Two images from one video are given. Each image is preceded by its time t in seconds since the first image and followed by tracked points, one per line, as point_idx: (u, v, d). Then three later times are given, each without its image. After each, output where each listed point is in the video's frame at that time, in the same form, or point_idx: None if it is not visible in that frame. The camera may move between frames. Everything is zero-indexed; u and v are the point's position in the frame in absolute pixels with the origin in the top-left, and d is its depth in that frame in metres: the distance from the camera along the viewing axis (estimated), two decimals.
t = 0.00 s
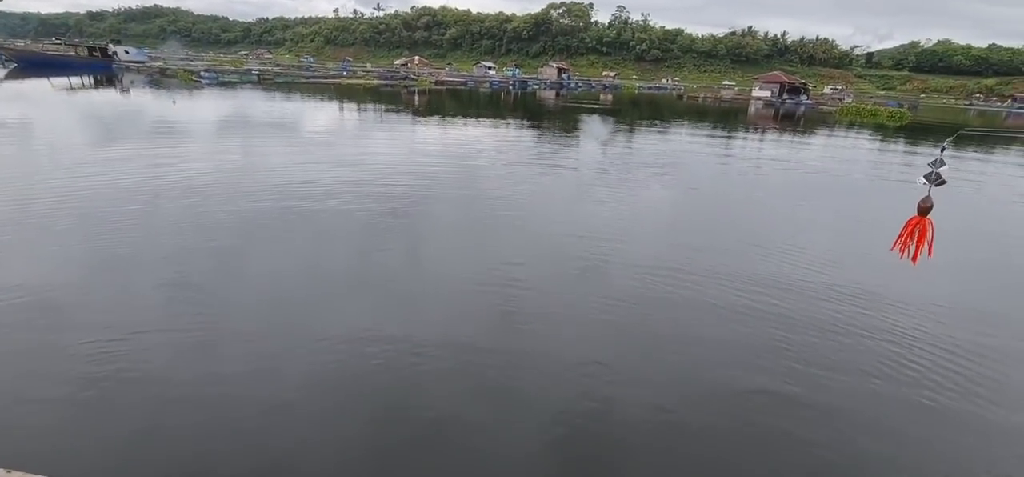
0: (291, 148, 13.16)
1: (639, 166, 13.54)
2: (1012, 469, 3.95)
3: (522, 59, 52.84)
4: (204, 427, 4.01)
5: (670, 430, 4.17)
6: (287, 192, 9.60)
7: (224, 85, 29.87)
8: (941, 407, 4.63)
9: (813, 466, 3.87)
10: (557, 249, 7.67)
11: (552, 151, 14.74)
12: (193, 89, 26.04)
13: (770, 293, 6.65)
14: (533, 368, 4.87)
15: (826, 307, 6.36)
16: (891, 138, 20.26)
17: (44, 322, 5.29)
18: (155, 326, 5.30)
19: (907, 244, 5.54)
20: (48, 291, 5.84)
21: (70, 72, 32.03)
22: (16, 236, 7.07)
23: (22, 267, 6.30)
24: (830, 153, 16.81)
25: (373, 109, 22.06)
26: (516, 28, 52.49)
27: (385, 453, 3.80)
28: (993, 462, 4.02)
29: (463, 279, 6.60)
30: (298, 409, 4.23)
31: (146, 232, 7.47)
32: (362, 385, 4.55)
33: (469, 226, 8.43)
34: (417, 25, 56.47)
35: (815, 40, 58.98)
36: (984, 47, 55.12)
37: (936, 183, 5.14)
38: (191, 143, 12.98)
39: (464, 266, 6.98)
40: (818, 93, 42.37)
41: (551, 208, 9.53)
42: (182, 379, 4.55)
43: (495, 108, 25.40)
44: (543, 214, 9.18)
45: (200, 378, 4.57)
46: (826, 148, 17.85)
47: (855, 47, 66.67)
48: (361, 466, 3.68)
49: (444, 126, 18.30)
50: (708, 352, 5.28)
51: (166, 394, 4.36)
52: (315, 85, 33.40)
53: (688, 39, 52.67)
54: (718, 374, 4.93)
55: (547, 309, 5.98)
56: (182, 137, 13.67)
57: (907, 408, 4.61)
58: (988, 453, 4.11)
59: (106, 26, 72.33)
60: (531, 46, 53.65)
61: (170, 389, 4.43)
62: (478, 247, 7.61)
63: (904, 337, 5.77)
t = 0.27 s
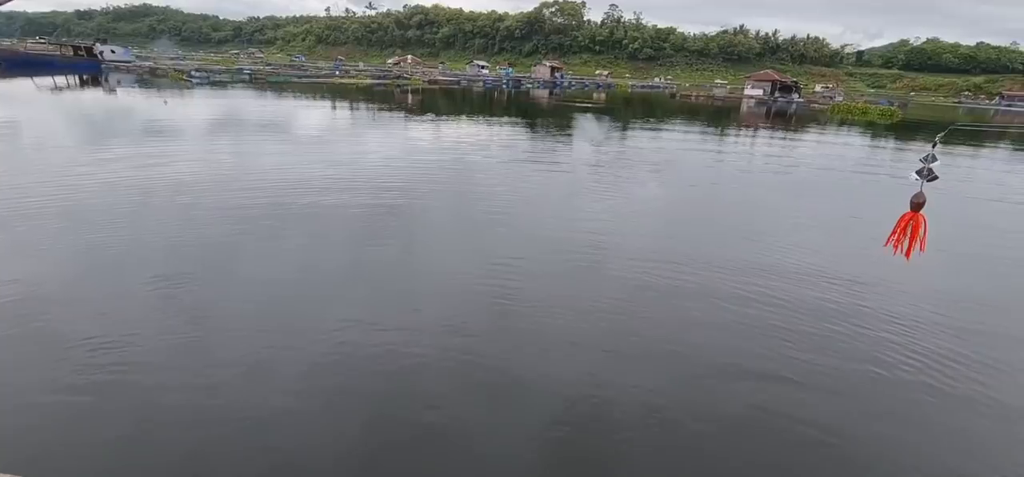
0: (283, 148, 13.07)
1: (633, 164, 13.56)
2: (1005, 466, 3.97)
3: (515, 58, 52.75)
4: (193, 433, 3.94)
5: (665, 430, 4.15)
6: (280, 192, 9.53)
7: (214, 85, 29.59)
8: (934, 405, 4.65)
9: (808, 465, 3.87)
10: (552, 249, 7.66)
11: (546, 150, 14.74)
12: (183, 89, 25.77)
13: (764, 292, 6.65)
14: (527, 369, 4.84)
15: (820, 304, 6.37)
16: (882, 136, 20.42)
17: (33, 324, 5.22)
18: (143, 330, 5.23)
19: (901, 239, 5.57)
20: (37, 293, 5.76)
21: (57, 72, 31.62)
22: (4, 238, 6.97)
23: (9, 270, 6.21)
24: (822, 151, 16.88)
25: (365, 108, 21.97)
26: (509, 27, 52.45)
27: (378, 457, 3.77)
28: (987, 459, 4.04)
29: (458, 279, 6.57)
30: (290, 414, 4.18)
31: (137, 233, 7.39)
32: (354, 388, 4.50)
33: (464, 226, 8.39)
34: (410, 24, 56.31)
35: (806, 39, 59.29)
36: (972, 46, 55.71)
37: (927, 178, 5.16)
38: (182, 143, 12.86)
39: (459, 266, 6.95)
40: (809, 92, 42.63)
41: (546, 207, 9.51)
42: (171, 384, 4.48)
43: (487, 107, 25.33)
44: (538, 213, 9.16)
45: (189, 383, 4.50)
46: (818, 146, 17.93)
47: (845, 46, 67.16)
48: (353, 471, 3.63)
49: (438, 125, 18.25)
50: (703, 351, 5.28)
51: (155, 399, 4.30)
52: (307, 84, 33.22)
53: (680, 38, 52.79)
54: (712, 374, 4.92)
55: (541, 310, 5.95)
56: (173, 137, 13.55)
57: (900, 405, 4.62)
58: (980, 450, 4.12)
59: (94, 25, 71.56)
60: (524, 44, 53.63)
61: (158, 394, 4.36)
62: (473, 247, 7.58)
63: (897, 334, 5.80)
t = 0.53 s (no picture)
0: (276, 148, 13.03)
1: (627, 163, 13.61)
2: (998, 458, 4.02)
3: (508, 57, 52.77)
4: (191, 435, 3.93)
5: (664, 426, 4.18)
6: (274, 192, 9.50)
7: (205, 85, 29.41)
8: (928, 398, 4.70)
9: (804, 459, 3.90)
10: (547, 247, 7.68)
11: (539, 149, 14.76)
12: (174, 90, 25.59)
13: (759, 289, 6.70)
14: (525, 368, 4.85)
15: (815, 300, 6.42)
16: (873, 134, 20.61)
17: (26, 326, 5.20)
18: (138, 332, 5.20)
19: (899, 228, 5.60)
20: (30, 295, 5.74)
21: (46, 72, 31.32)
22: None
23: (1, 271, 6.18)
24: (814, 149, 17.02)
25: (358, 108, 21.93)
26: (502, 26, 52.47)
27: (378, 457, 3.77)
28: (980, 450, 4.09)
29: (453, 278, 6.58)
30: (288, 414, 4.17)
31: (130, 234, 7.36)
32: (353, 388, 4.49)
33: (459, 225, 8.40)
34: (402, 24, 56.20)
35: (797, 37, 59.69)
36: (960, 44, 56.28)
37: (922, 166, 5.22)
38: (174, 143, 12.79)
39: (454, 265, 6.96)
40: (800, 90, 42.92)
41: (541, 206, 9.54)
42: (167, 386, 4.46)
43: (481, 107, 25.33)
44: (533, 212, 9.18)
45: (186, 384, 4.48)
46: (810, 144, 18.07)
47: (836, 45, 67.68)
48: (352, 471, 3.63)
49: (431, 124, 18.24)
50: (697, 347, 5.33)
51: (151, 401, 4.28)
52: (299, 84, 33.09)
53: (672, 37, 52.99)
54: (709, 370, 4.95)
55: (538, 308, 5.96)
56: (165, 137, 13.47)
57: (894, 399, 4.67)
58: (974, 442, 4.17)
59: (83, 25, 70.91)
60: (517, 44, 53.66)
61: (154, 396, 4.34)
62: (467, 246, 7.59)
63: (888, 328, 5.87)
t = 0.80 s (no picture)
0: (265, 149, 12.93)
1: (619, 162, 13.65)
2: (984, 450, 4.07)
3: (499, 57, 52.82)
4: (181, 439, 3.89)
5: (655, 424, 4.20)
6: (264, 193, 9.42)
7: (193, 87, 29.16)
8: (915, 392, 4.76)
9: (795, 453, 3.94)
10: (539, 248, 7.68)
11: (531, 149, 14.77)
12: (162, 91, 25.37)
13: (749, 286, 6.75)
14: (517, 367, 4.85)
15: (805, 298, 6.46)
16: (861, 132, 20.82)
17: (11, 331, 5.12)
18: (127, 335, 5.14)
19: (878, 219, 5.68)
20: (15, 299, 5.65)
21: (31, 74, 30.95)
22: None
23: None
24: (803, 147, 17.17)
25: (349, 109, 21.83)
26: (492, 26, 52.53)
27: (370, 458, 3.75)
28: (967, 443, 4.14)
29: (445, 279, 6.56)
30: (280, 417, 4.14)
31: (117, 237, 7.27)
32: (345, 390, 4.48)
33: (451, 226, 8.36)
34: (393, 24, 56.09)
35: (785, 37, 60.27)
36: (945, 43, 57.05)
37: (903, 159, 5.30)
38: (162, 145, 12.66)
39: (446, 266, 6.93)
40: (789, 89, 43.30)
41: (533, 206, 9.54)
42: (156, 390, 4.42)
43: (472, 107, 25.33)
44: (525, 212, 9.18)
45: (175, 387, 4.45)
46: (799, 142, 18.24)
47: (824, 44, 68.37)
48: (344, 473, 3.62)
49: (422, 125, 18.20)
50: (691, 347, 5.34)
51: (140, 405, 4.24)
52: (289, 85, 32.92)
53: (662, 37, 53.29)
54: (700, 368, 4.98)
55: (530, 309, 5.96)
56: (152, 139, 13.33)
57: (886, 393, 4.72)
58: (960, 434, 4.23)
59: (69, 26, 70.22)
60: (507, 44, 53.75)
61: (143, 400, 4.29)
62: (459, 246, 7.57)
63: (879, 325, 5.91)
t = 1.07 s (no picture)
0: (250, 152, 12.78)
1: (606, 163, 13.73)
2: (964, 444, 4.15)
3: (486, 59, 52.84)
4: (162, 449, 3.81)
5: (644, 425, 4.21)
6: (249, 196, 9.31)
7: (175, 88, 28.72)
8: (898, 388, 4.84)
9: (781, 452, 3.97)
10: (527, 249, 7.69)
11: (519, 150, 14.79)
12: (143, 93, 24.95)
13: (736, 286, 6.81)
14: (506, 370, 4.83)
15: (790, 296, 6.56)
16: (842, 132, 21.18)
17: None
18: (106, 344, 5.03)
19: (861, 218, 5.76)
20: None
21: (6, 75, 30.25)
22: None
23: None
24: (786, 147, 17.41)
25: (335, 110, 21.67)
26: (479, 28, 52.53)
27: (357, 464, 3.71)
28: (949, 438, 4.21)
29: (434, 281, 6.54)
30: (265, 424, 4.08)
31: (98, 242, 7.13)
32: (331, 395, 4.42)
33: (439, 228, 8.34)
34: (378, 25, 55.81)
35: (768, 38, 61.11)
36: (923, 45, 58.30)
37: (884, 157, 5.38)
38: (143, 148, 12.45)
39: (434, 268, 6.92)
40: (773, 90, 43.88)
41: (521, 207, 9.55)
42: (137, 399, 4.32)
43: (460, 108, 25.29)
44: (513, 213, 9.18)
45: (156, 396, 4.35)
46: (783, 142, 18.48)
47: (806, 46, 69.49)
48: None
49: (409, 126, 18.13)
50: (679, 346, 5.39)
51: (120, 415, 4.14)
52: (274, 86, 32.58)
53: (648, 38, 53.70)
54: (688, 368, 5.01)
55: (519, 310, 5.96)
56: (134, 142, 13.10)
57: (869, 389, 4.81)
58: (942, 430, 4.30)
59: (46, 26, 68.72)
60: (494, 45, 53.79)
61: (123, 410, 4.20)
62: (448, 248, 7.55)
63: (862, 322, 6.02)
